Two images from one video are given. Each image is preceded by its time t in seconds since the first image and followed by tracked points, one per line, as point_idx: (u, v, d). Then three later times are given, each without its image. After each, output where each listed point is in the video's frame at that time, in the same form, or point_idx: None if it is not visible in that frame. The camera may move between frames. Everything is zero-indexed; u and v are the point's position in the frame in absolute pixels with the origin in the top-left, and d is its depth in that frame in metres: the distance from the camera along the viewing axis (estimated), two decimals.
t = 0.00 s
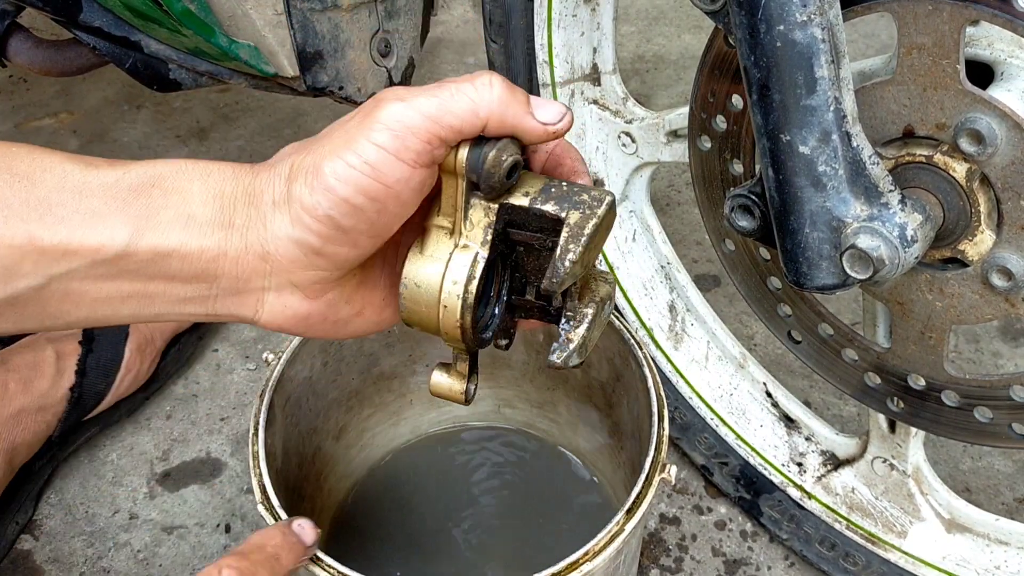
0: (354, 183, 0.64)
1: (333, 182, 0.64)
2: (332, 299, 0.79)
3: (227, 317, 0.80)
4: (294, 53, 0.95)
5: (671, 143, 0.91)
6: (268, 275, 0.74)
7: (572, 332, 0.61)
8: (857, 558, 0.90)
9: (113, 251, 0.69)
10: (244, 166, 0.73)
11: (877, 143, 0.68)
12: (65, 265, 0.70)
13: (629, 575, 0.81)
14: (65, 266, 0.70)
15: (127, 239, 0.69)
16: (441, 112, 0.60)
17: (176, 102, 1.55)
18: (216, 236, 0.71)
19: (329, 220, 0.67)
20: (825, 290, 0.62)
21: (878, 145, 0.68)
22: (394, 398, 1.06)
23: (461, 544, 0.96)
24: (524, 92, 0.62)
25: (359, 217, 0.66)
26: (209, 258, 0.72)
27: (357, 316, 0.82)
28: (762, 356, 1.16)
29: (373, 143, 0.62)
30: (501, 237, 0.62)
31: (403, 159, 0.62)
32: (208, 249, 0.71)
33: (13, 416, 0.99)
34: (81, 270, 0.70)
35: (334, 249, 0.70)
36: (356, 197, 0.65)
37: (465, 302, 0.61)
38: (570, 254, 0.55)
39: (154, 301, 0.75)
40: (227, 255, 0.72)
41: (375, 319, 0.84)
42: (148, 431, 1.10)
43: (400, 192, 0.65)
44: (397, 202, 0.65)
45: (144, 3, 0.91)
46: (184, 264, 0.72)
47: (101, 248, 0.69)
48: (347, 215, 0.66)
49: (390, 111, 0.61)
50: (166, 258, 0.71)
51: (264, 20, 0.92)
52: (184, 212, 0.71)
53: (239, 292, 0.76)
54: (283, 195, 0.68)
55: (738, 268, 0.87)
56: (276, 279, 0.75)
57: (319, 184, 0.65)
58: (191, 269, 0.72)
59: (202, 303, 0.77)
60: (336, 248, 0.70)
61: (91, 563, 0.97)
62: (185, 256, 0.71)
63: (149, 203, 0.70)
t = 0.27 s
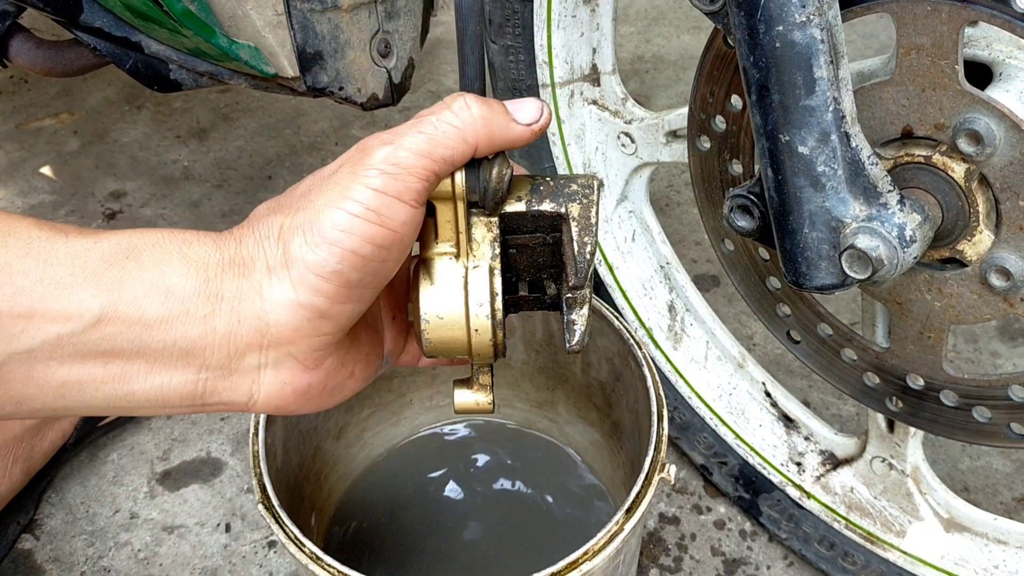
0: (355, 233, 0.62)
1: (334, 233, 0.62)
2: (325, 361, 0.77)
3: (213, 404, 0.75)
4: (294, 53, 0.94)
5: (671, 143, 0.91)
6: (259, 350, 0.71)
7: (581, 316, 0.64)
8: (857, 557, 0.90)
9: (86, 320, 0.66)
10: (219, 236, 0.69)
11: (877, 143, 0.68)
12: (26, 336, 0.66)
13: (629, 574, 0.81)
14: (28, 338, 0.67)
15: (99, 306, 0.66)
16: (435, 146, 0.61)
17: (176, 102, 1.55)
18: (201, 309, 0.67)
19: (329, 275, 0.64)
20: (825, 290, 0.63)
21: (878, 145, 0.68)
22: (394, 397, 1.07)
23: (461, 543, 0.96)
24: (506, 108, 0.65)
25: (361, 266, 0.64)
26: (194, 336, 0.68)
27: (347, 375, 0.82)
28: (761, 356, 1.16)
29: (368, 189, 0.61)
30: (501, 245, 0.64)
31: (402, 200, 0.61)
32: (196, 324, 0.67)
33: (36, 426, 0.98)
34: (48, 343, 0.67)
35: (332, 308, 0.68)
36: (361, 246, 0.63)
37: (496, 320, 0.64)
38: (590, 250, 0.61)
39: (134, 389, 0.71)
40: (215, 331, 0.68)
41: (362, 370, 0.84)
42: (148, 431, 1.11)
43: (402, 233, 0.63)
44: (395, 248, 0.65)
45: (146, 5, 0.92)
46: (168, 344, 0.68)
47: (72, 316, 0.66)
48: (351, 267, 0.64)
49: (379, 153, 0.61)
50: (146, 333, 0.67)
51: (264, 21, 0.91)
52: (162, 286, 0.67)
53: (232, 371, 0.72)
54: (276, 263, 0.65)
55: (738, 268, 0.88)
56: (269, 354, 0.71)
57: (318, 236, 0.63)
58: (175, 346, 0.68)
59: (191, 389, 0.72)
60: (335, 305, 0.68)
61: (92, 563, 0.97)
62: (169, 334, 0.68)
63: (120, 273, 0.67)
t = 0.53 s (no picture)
0: (384, 232, 0.62)
1: (362, 234, 0.62)
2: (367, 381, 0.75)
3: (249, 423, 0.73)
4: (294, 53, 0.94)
5: (671, 143, 0.91)
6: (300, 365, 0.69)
7: (608, 333, 0.62)
8: (857, 557, 0.90)
9: (131, 338, 0.64)
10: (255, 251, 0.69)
11: (877, 143, 0.68)
12: (71, 353, 0.64)
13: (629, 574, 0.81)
14: (72, 355, 0.64)
15: (148, 323, 0.64)
16: (438, 130, 0.63)
17: (176, 101, 1.55)
18: (242, 324, 0.66)
19: (366, 283, 0.64)
20: (826, 291, 0.62)
21: (879, 145, 0.68)
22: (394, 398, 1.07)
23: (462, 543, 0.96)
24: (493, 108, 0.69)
25: (395, 273, 0.64)
26: (237, 350, 0.67)
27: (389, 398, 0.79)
28: (762, 356, 1.16)
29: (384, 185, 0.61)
30: (515, 255, 0.65)
31: (417, 191, 0.62)
32: (236, 339, 0.66)
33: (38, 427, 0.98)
34: (90, 360, 0.64)
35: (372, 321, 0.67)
36: (387, 248, 0.63)
37: (488, 329, 0.64)
38: (588, 260, 0.58)
39: (173, 411, 0.69)
40: (256, 344, 0.67)
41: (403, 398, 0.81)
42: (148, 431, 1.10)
43: (424, 231, 0.63)
44: (422, 247, 0.64)
45: (145, 5, 0.92)
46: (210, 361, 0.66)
47: (115, 333, 0.63)
48: (384, 273, 0.64)
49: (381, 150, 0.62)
50: (188, 350, 0.65)
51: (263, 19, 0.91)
52: (205, 300, 0.65)
53: (268, 389, 0.70)
54: (309, 272, 0.65)
55: (738, 268, 0.87)
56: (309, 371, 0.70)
57: (348, 242, 0.63)
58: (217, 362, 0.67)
59: (227, 408, 0.70)
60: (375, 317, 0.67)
61: (91, 563, 0.97)
62: (212, 350, 0.66)
63: (165, 287, 0.65)
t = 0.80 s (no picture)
0: (396, 168, 0.65)
1: (378, 168, 0.65)
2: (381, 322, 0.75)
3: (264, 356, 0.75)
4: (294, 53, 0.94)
5: (671, 142, 0.91)
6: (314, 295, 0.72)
7: (595, 323, 0.62)
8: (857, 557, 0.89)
9: (170, 261, 0.65)
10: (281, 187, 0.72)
11: (877, 143, 0.68)
12: (114, 278, 0.64)
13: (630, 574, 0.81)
14: (116, 280, 0.64)
15: (184, 249, 0.65)
16: (453, 85, 0.67)
17: (175, 102, 1.55)
18: (265, 252, 0.69)
19: (379, 216, 0.66)
20: (826, 290, 0.62)
21: (878, 145, 0.68)
22: (393, 397, 1.07)
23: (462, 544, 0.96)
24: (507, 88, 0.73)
25: (408, 208, 0.66)
26: (258, 276, 0.69)
27: (400, 349, 0.79)
28: (762, 356, 1.16)
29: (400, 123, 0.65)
30: (512, 226, 0.66)
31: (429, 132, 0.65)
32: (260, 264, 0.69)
33: (39, 425, 0.98)
34: (133, 285, 0.65)
35: (387, 258, 0.69)
36: (401, 182, 0.65)
37: (467, 288, 0.65)
38: (560, 226, 0.57)
39: (196, 338, 0.70)
40: (276, 271, 0.70)
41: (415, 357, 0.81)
42: (147, 430, 1.10)
43: (436, 174, 0.66)
44: (432, 187, 0.67)
45: (144, 4, 0.92)
46: (234, 283, 0.69)
47: (155, 258, 0.65)
48: (398, 207, 0.66)
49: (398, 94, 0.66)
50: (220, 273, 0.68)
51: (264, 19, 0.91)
52: (235, 227, 0.68)
53: (284, 318, 0.72)
54: (328, 204, 0.68)
55: (738, 268, 0.87)
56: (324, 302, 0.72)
57: (363, 175, 0.66)
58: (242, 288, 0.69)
59: (245, 336, 0.72)
60: (390, 253, 0.68)
61: (91, 563, 0.97)
62: (235, 273, 0.68)
63: (201, 215, 0.67)
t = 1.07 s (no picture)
0: (374, 156, 0.69)
1: (356, 155, 0.70)
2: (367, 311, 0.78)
3: (255, 345, 0.78)
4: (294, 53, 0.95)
5: (671, 143, 0.91)
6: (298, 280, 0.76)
7: (582, 317, 0.64)
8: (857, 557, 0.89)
9: (157, 250, 0.70)
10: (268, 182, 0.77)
11: (877, 143, 0.68)
12: (106, 268, 0.69)
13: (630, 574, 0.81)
14: (106, 270, 0.69)
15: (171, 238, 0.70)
16: (438, 82, 0.71)
17: (176, 101, 1.55)
18: (248, 239, 0.73)
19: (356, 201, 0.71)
20: (826, 290, 0.62)
21: (878, 145, 0.68)
22: (394, 397, 1.07)
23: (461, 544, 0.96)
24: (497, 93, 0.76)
25: (383, 194, 0.70)
26: (242, 262, 0.74)
27: (389, 338, 0.80)
28: (762, 356, 1.16)
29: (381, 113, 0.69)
30: (499, 220, 0.67)
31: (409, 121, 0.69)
32: (243, 251, 0.73)
33: (34, 423, 0.98)
34: (123, 274, 0.69)
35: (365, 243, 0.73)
36: (377, 169, 0.69)
37: (445, 280, 0.66)
38: (522, 209, 0.60)
39: (185, 324, 0.74)
40: (258, 257, 0.74)
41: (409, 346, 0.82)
42: (147, 430, 1.10)
43: (414, 161, 0.70)
44: (409, 174, 0.70)
45: (144, 4, 0.92)
46: (219, 270, 0.73)
47: (143, 246, 0.69)
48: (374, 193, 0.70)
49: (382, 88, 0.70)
50: (204, 261, 0.72)
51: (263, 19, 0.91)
52: (221, 218, 0.73)
53: (268, 304, 0.76)
54: (308, 194, 0.73)
55: (738, 268, 0.87)
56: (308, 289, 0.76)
57: (341, 164, 0.70)
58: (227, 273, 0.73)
59: (230, 322, 0.76)
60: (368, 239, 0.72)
61: (91, 563, 0.97)
62: (220, 260, 0.73)
63: (188, 207, 0.72)
